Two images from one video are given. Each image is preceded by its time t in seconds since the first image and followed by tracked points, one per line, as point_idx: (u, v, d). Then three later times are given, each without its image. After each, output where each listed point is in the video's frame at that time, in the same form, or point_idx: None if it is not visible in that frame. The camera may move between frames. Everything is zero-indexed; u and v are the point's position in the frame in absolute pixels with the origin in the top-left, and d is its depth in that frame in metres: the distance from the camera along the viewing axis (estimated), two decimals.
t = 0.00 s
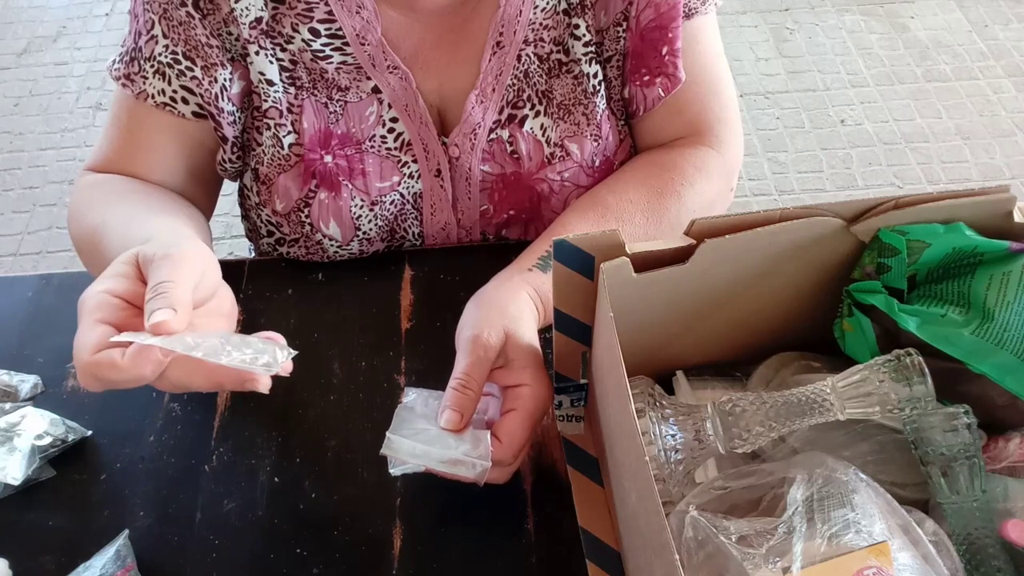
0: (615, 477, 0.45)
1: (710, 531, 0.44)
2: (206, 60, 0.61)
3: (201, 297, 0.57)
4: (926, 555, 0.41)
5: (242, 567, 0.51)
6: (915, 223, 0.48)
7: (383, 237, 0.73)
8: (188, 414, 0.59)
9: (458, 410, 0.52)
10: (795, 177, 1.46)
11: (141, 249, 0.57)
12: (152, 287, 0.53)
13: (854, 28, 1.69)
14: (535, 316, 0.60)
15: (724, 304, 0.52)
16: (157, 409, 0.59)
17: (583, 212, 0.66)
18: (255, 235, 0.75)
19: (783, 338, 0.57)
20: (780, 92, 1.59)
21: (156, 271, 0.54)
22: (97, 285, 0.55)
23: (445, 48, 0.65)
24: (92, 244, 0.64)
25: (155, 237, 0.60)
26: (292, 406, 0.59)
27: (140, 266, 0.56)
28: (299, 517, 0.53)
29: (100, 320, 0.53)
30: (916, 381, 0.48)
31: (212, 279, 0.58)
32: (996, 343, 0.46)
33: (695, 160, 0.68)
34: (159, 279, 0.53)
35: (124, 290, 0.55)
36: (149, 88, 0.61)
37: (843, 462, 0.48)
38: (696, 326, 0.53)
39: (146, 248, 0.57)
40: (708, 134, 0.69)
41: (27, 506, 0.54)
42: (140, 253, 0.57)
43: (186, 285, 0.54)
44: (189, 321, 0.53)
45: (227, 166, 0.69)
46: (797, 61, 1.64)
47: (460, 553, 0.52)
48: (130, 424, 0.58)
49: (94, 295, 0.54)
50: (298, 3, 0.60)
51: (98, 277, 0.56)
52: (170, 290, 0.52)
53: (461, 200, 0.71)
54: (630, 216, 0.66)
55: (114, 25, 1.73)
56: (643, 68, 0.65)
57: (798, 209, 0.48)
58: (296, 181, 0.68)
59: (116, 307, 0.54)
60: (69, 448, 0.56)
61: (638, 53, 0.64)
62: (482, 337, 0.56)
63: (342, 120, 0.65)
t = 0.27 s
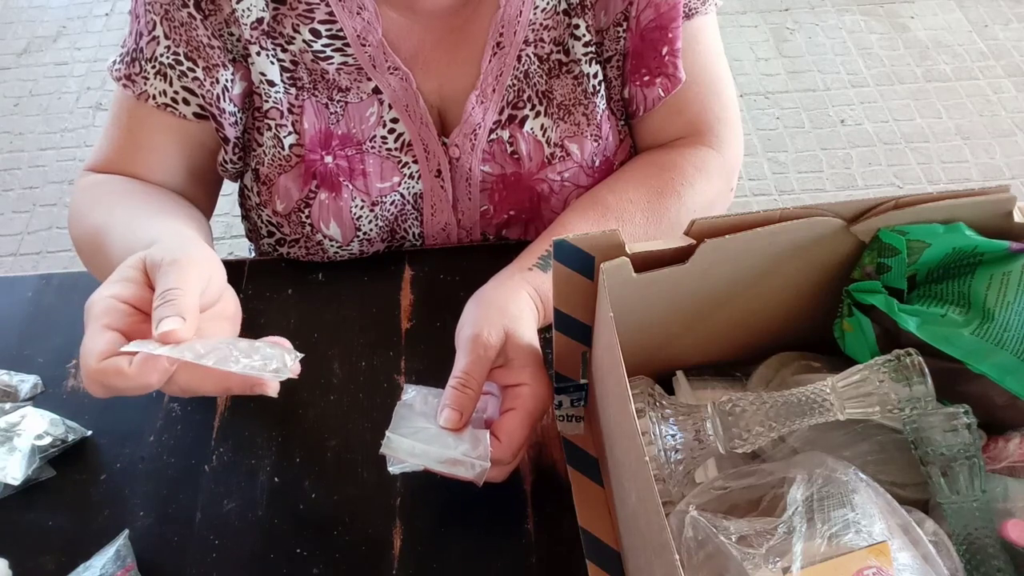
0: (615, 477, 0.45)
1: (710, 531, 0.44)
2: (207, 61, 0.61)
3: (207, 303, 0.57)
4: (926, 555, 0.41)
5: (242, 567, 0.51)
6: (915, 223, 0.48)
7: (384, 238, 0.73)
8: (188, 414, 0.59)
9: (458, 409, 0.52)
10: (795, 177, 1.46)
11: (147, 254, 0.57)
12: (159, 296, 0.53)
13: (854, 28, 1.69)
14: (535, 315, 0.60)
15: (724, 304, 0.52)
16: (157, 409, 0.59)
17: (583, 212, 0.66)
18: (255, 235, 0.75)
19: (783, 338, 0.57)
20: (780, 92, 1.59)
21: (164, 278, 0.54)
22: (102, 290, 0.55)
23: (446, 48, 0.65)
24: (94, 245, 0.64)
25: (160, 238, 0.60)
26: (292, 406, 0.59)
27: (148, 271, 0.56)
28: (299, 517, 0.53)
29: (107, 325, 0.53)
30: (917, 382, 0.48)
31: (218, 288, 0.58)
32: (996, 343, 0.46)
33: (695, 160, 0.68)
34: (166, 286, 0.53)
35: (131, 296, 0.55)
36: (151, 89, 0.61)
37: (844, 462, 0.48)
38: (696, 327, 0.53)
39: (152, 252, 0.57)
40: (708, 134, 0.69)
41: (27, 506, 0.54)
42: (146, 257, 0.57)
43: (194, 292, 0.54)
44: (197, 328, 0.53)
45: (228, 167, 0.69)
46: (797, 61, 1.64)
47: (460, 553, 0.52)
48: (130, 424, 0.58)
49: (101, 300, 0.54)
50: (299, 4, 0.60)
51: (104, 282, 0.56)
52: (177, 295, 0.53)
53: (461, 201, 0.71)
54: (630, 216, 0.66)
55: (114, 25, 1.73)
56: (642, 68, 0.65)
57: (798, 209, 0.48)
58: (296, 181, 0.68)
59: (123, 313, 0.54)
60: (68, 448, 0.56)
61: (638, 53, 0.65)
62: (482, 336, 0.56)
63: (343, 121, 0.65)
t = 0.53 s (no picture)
0: (615, 476, 0.45)
1: (710, 531, 0.44)
2: (210, 64, 0.61)
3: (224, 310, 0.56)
4: (926, 555, 0.41)
5: (242, 567, 0.51)
6: (915, 223, 0.48)
7: (384, 239, 0.73)
8: (188, 414, 0.59)
9: (455, 408, 0.52)
10: (795, 177, 1.46)
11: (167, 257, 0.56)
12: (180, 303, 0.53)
13: (854, 28, 1.69)
14: (534, 315, 0.60)
15: (724, 304, 0.52)
16: (157, 409, 0.59)
17: (583, 211, 0.66)
18: (255, 236, 0.75)
19: (783, 338, 0.57)
20: (780, 92, 1.59)
21: (186, 285, 0.53)
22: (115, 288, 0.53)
23: (446, 48, 0.66)
24: (97, 246, 0.64)
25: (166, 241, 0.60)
26: (291, 406, 0.59)
27: (168, 276, 0.56)
28: (299, 517, 0.53)
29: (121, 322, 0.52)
30: (916, 381, 0.48)
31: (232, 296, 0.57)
32: (996, 343, 0.46)
33: (695, 160, 0.68)
34: (188, 295, 0.53)
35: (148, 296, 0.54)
36: (152, 91, 0.61)
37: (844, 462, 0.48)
38: (696, 327, 0.53)
39: (170, 255, 0.57)
40: (708, 134, 0.69)
41: (27, 506, 0.54)
42: (167, 261, 0.56)
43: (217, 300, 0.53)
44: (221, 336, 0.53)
45: (230, 169, 0.69)
46: (797, 61, 1.64)
47: (460, 553, 0.52)
48: (130, 424, 0.58)
49: (113, 297, 0.52)
50: (302, 6, 0.60)
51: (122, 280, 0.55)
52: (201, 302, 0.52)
53: (462, 202, 0.71)
54: (631, 215, 0.66)
55: (114, 25, 1.73)
56: (643, 68, 0.65)
57: (798, 209, 0.48)
58: (297, 184, 0.68)
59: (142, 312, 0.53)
60: (68, 448, 0.56)
61: (639, 53, 0.65)
62: (480, 335, 0.55)
63: (344, 123, 0.65)
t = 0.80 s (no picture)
0: (615, 476, 0.45)
1: (710, 531, 0.44)
2: (208, 63, 0.61)
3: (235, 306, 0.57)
4: (926, 555, 0.41)
5: (242, 567, 0.51)
6: (915, 223, 0.48)
7: (386, 237, 0.73)
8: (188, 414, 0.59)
9: (462, 405, 0.52)
10: (795, 177, 1.46)
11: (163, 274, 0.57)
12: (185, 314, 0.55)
13: (854, 28, 1.69)
14: (538, 312, 0.60)
15: (728, 302, 0.51)
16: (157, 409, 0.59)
17: (584, 210, 0.66)
18: (255, 237, 0.75)
19: (783, 338, 0.57)
20: (780, 92, 1.59)
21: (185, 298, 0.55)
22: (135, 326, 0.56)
23: (447, 48, 0.66)
24: (99, 247, 0.64)
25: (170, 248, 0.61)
26: (292, 406, 0.59)
27: (164, 293, 0.56)
28: (300, 517, 0.53)
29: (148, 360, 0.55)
30: (916, 381, 0.48)
31: (242, 288, 0.58)
32: (996, 343, 0.46)
33: (696, 159, 0.68)
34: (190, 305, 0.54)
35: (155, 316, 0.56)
36: (151, 91, 0.62)
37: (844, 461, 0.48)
38: (697, 326, 0.53)
39: (165, 270, 0.58)
40: (709, 134, 0.69)
41: (27, 506, 0.54)
42: (162, 278, 0.57)
43: (216, 303, 0.54)
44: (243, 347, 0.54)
45: (227, 168, 0.69)
46: (797, 61, 1.64)
47: (460, 553, 0.52)
48: (130, 424, 0.58)
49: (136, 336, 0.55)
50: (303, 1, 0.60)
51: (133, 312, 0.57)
52: (204, 309, 0.54)
53: (463, 200, 0.71)
54: (631, 214, 0.66)
55: (114, 25, 1.73)
56: (647, 66, 0.65)
57: (798, 209, 0.48)
58: (298, 182, 0.68)
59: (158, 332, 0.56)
60: (69, 448, 0.56)
61: (643, 51, 0.65)
62: (486, 333, 0.55)
63: (346, 120, 0.65)
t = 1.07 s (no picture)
0: (615, 476, 0.45)
1: (710, 531, 0.44)
2: (206, 64, 0.61)
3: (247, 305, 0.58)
4: (926, 555, 0.41)
5: (242, 567, 0.51)
6: (915, 223, 0.48)
7: (386, 238, 0.73)
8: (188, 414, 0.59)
9: (459, 407, 0.52)
10: (795, 177, 1.46)
11: (175, 280, 0.56)
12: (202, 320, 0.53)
13: (854, 28, 1.69)
14: (535, 313, 0.60)
15: (727, 303, 0.51)
16: (157, 409, 0.59)
17: (584, 210, 0.66)
18: (254, 237, 0.75)
19: (783, 337, 0.57)
20: (780, 92, 1.59)
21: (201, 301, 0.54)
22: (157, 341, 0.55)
23: (447, 48, 0.66)
24: (101, 245, 0.64)
25: (176, 247, 0.61)
26: (292, 406, 0.59)
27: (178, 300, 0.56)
28: (300, 517, 0.53)
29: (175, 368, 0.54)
30: (916, 382, 0.48)
31: (247, 285, 0.59)
32: (996, 343, 0.46)
33: (696, 159, 0.68)
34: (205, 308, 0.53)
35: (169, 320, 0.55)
36: (149, 92, 0.62)
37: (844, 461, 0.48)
38: (696, 326, 0.53)
39: (178, 276, 0.57)
40: (708, 134, 0.69)
41: (27, 506, 0.54)
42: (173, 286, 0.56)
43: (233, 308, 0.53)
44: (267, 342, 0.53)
45: (227, 169, 0.69)
46: (797, 61, 1.64)
47: (460, 553, 0.52)
48: (130, 424, 0.58)
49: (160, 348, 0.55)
50: (302, 2, 0.60)
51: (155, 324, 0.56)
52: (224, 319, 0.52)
53: (463, 200, 0.71)
54: (631, 215, 0.66)
55: (114, 25, 1.73)
56: (646, 67, 0.65)
57: (797, 209, 0.48)
58: (298, 183, 0.68)
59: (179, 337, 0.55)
60: (68, 448, 0.56)
61: (642, 52, 0.65)
62: (483, 335, 0.55)
63: (345, 121, 0.65)
